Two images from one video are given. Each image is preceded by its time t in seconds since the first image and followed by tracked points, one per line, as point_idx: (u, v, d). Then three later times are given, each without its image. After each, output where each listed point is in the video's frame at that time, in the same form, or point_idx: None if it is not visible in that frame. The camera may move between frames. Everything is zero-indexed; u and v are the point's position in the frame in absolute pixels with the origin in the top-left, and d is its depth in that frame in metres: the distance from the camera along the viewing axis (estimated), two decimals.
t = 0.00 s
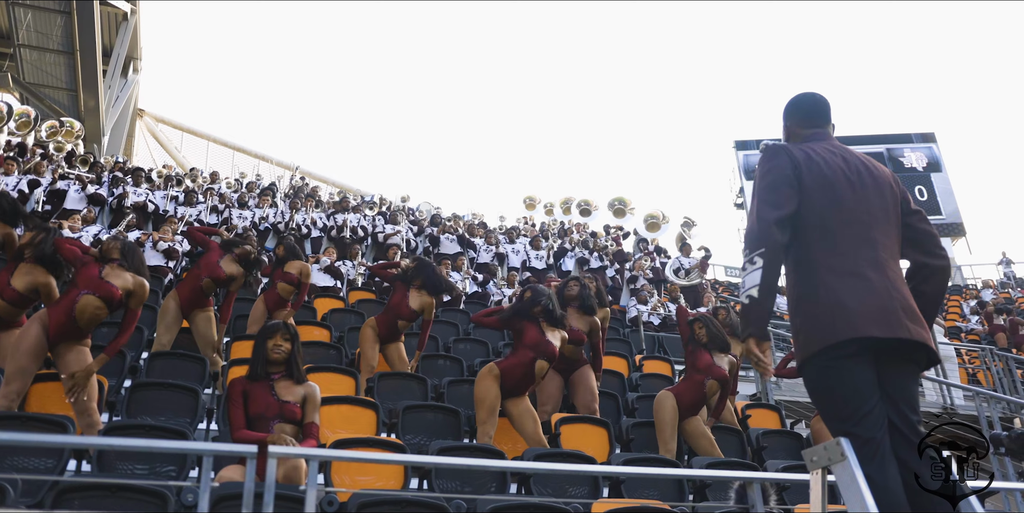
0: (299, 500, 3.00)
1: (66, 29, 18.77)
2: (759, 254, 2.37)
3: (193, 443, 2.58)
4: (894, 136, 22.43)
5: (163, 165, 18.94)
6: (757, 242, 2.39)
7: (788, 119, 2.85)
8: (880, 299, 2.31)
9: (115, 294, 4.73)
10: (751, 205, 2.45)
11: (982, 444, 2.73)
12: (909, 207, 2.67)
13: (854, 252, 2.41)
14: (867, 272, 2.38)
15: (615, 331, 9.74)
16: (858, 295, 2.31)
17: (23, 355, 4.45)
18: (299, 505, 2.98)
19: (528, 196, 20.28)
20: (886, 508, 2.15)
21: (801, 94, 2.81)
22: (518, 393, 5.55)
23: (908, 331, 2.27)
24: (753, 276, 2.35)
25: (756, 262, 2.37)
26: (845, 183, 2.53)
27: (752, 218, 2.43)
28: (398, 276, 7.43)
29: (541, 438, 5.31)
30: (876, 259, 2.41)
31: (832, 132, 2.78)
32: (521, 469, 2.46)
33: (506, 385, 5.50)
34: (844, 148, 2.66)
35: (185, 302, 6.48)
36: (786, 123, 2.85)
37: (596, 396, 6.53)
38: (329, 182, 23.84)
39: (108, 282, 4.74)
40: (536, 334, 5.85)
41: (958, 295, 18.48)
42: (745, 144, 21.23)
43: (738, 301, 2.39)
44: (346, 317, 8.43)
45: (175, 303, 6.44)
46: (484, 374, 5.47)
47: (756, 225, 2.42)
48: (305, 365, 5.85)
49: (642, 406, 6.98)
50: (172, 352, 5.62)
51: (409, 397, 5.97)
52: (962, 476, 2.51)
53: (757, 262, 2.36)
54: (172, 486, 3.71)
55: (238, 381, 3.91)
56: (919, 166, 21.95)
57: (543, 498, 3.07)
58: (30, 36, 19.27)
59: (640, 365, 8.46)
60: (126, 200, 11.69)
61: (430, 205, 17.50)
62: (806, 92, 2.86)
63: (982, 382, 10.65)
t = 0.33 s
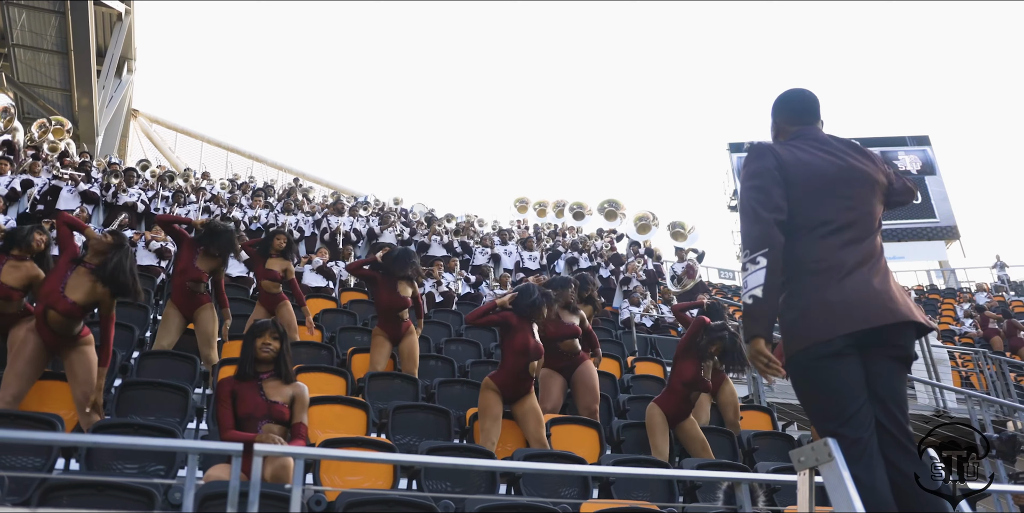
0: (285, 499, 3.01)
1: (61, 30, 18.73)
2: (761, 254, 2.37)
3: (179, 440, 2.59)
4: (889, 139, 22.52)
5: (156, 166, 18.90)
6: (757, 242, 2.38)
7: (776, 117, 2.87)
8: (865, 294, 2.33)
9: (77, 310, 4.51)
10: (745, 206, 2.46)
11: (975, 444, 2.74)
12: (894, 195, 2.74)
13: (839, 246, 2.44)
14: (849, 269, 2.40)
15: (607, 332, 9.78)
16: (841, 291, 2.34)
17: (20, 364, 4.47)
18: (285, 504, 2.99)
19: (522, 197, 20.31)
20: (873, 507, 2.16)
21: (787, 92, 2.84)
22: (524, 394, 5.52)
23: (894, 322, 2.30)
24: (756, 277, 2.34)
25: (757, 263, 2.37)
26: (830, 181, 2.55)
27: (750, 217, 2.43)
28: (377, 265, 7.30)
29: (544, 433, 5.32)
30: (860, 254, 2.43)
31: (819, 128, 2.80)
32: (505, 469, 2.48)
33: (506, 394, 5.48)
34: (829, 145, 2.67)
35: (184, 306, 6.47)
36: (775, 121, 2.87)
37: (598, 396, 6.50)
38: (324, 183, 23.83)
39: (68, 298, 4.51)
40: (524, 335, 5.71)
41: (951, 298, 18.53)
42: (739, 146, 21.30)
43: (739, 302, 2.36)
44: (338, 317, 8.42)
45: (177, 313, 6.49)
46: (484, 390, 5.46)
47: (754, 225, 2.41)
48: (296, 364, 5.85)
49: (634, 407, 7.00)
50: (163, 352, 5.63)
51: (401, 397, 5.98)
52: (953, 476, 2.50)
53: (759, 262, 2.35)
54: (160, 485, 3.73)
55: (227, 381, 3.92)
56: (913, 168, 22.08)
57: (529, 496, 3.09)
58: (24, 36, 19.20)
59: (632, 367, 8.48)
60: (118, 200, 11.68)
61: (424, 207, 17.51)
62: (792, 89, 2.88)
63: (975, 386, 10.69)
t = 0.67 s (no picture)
0: (276, 500, 3.03)
1: (59, 35, 18.78)
2: (745, 264, 2.38)
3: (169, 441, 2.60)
4: (887, 137, 22.55)
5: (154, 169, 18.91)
6: (745, 250, 2.39)
7: (774, 108, 2.84)
8: (858, 292, 2.34)
9: (87, 276, 4.69)
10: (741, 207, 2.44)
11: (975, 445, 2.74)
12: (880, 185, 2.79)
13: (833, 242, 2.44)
14: (841, 266, 2.40)
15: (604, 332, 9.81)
16: (833, 288, 2.35)
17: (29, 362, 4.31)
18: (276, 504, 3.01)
19: (520, 198, 20.34)
20: (868, 506, 2.17)
21: (787, 81, 2.78)
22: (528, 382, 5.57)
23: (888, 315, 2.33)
24: (735, 285, 2.38)
25: (740, 271, 2.39)
26: (825, 180, 2.54)
27: (745, 219, 2.42)
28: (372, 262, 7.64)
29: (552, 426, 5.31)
30: (852, 250, 2.44)
31: (818, 120, 2.77)
32: (493, 469, 2.49)
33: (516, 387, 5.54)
34: (828, 138, 2.63)
35: (181, 296, 6.45)
36: (771, 111, 2.84)
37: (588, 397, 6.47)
38: (322, 185, 23.87)
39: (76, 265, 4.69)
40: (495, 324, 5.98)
41: (952, 297, 18.49)
42: (737, 146, 21.33)
43: (716, 304, 2.42)
44: (334, 318, 8.44)
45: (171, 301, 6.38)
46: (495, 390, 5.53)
47: (748, 228, 2.41)
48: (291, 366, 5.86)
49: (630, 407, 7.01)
50: (158, 353, 5.65)
51: (396, 397, 6.00)
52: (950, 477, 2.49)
53: (742, 272, 2.38)
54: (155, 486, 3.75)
55: (220, 382, 3.94)
56: (913, 167, 22.12)
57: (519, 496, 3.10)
58: (23, 41, 19.26)
59: (629, 366, 8.50)
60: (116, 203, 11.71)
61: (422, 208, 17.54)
62: (791, 78, 2.84)
63: (975, 385, 10.69)
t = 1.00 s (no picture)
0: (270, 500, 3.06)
1: (62, 42, 18.91)
2: (761, 248, 2.31)
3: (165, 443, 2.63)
4: (892, 133, 22.47)
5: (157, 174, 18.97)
6: (760, 235, 2.32)
7: (776, 102, 2.80)
8: (868, 286, 2.32)
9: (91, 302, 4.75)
10: (758, 194, 2.38)
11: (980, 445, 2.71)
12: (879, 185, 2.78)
13: (844, 235, 2.42)
14: (851, 260, 2.38)
15: (605, 332, 9.81)
16: (844, 281, 2.33)
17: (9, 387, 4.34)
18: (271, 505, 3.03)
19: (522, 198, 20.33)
20: (873, 505, 2.14)
21: (792, 75, 2.75)
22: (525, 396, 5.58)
23: (897, 310, 2.32)
24: (750, 268, 2.29)
25: (756, 255, 2.31)
26: (835, 173, 2.51)
27: (762, 206, 2.35)
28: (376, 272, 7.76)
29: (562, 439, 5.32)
30: (861, 244, 2.42)
31: (823, 115, 2.74)
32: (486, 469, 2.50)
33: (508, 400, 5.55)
34: (835, 133, 2.62)
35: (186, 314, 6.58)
36: (774, 105, 2.80)
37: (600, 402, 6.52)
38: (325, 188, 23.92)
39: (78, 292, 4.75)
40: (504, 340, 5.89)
41: (959, 294, 18.39)
42: (740, 145, 21.29)
43: (726, 290, 2.33)
44: (335, 320, 8.46)
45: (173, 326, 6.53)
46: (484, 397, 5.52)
47: (765, 214, 2.34)
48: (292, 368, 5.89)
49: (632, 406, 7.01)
50: (158, 356, 5.69)
51: (397, 398, 6.01)
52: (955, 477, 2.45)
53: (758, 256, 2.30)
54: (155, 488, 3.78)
55: (217, 384, 3.96)
56: (918, 162, 22.03)
57: (514, 495, 3.12)
58: (26, 48, 19.38)
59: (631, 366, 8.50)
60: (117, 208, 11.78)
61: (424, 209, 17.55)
62: (795, 72, 2.81)
63: (983, 382, 10.62)
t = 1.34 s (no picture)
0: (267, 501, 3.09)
1: (69, 46, 19.09)
2: (779, 227, 2.27)
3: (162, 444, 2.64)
4: (902, 129, 22.36)
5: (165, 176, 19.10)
6: (777, 215, 2.28)
7: (782, 95, 2.77)
8: (886, 277, 2.29)
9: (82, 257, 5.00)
10: (774, 181, 2.35)
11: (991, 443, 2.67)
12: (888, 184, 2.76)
13: (860, 227, 2.38)
14: (868, 251, 2.34)
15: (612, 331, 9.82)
16: (862, 272, 2.29)
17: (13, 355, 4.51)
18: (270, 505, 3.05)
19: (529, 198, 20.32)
20: (881, 504, 2.11)
21: (800, 69, 2.73)
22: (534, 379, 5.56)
23: (914, 303, 2.29)
24: (767, 248, 2.25)
25: (774, 235, 2.27)
26: (850, 166, 2.49)
27: (780, 190, 2.32)
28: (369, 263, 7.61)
29: (554, 421, 5.30)
30: (877, 236, 2.38)
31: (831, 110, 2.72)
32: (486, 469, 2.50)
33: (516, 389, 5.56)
34: (848, 126, 2.60)
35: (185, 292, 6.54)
36: (781, 99, 2.77)
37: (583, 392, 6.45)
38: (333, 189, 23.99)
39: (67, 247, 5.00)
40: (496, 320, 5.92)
41: (970, 290, 18.27)
42: (747, 143, 21.22)
43: (741, 270, 2.28)
44: (342, 321, 8.48)
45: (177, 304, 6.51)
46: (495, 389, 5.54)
47: (783, 198, 2.31)
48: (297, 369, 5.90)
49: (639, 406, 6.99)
50: (163, 358, 5.72)
51: (402, 399, 6.02)
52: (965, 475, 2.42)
53: (776, 236, 2.25)
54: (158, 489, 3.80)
55: (219, 384, 3.97)
56: (928, 159, 21.92)
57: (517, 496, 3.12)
58: (34, 53, 19.53)
59: (638, 365, 8.49)
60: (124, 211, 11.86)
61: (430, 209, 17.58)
62: (802, 66, 2.79)
63: (995, 379, 10.54)
